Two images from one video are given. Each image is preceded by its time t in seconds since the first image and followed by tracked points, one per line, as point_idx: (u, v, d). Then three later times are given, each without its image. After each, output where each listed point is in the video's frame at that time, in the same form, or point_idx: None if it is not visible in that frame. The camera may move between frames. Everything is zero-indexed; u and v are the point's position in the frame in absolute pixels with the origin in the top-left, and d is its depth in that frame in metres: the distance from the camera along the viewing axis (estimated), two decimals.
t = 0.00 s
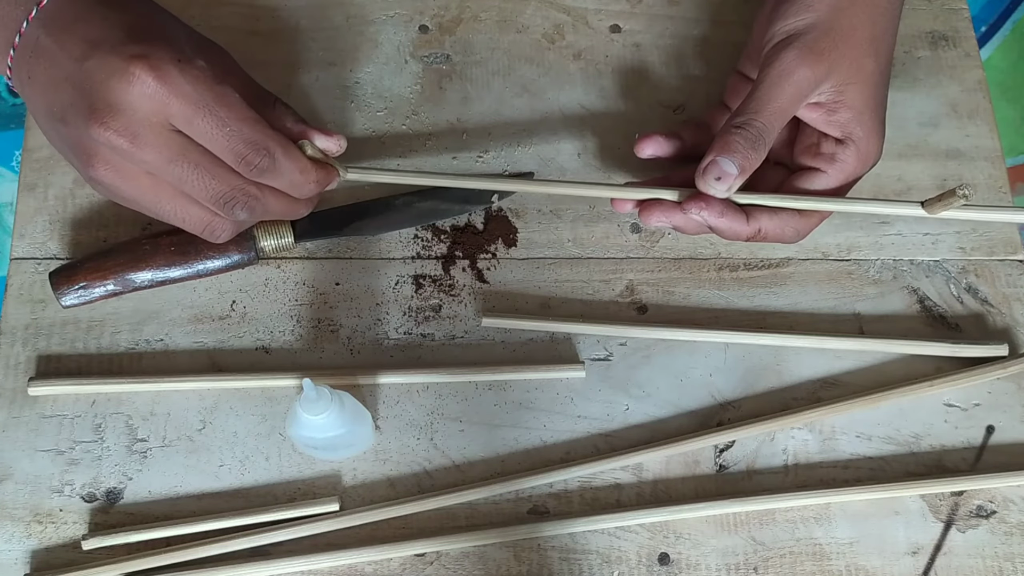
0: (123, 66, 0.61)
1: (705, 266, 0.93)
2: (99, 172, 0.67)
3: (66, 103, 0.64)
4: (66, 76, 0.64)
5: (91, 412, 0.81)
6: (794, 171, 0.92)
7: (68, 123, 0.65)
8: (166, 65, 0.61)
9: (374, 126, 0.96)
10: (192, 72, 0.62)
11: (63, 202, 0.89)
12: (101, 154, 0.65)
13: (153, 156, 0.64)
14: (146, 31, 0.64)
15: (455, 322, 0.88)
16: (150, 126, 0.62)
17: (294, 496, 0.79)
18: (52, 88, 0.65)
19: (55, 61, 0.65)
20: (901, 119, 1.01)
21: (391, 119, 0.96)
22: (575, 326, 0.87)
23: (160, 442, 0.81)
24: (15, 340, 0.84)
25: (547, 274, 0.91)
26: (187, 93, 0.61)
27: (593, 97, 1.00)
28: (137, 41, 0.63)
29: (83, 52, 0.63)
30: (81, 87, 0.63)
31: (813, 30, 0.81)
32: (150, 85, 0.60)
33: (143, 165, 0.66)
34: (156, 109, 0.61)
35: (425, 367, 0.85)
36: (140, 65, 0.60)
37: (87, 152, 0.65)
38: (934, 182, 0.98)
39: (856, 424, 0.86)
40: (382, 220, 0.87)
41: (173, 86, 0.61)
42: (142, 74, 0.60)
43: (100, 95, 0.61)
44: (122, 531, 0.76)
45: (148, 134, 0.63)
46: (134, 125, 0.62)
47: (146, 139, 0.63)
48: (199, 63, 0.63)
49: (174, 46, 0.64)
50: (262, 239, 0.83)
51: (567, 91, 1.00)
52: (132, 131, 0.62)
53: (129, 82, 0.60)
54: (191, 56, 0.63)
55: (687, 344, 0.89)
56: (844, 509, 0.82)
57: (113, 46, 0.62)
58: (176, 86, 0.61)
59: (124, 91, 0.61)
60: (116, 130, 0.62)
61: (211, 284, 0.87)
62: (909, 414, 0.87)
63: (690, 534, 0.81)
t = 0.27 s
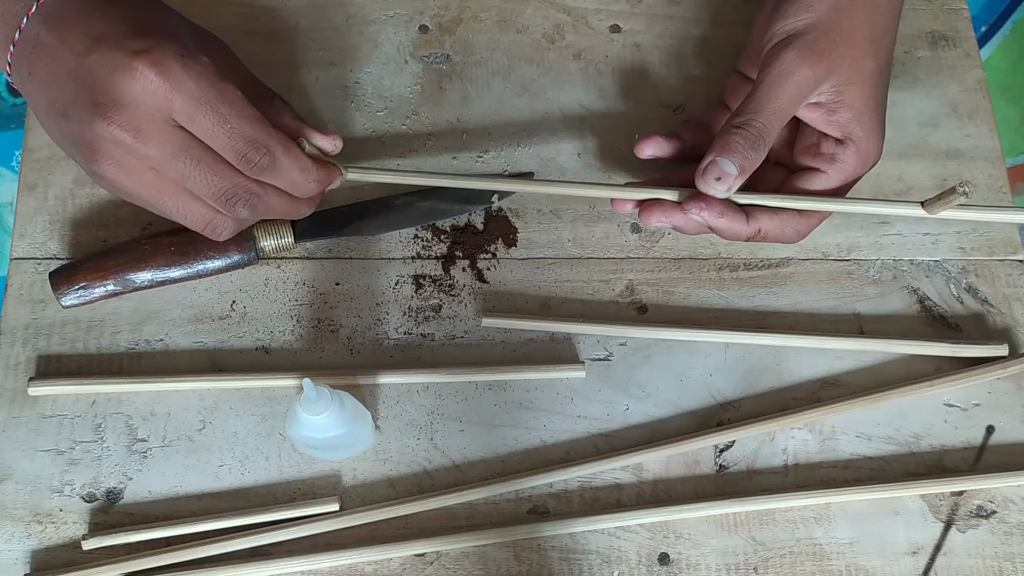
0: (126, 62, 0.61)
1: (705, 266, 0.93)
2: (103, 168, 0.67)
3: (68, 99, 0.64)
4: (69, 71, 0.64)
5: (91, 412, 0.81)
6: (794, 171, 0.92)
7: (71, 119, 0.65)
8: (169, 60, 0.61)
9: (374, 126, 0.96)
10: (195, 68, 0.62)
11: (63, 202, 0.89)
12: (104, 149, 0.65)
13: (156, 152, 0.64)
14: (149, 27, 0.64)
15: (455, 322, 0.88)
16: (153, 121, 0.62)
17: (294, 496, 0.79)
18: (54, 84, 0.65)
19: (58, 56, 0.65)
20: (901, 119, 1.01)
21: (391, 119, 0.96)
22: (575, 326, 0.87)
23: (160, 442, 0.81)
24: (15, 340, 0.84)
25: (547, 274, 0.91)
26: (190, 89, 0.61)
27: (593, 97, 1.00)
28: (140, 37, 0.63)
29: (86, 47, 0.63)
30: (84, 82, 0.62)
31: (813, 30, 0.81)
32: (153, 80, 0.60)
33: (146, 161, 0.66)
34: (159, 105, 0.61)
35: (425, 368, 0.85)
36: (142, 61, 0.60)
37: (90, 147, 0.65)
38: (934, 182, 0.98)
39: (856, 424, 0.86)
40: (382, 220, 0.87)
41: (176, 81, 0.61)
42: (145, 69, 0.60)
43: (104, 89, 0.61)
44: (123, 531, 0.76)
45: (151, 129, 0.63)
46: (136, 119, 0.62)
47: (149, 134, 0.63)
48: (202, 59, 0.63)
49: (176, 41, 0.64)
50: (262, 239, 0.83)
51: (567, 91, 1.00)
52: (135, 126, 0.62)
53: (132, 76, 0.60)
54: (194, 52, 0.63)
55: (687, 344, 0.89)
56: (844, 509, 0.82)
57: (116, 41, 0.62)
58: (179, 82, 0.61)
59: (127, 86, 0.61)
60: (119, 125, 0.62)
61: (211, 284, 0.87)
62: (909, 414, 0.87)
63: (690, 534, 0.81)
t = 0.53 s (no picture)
0: (129, 61, 0.61)
1: (705, 266, 0.93)
2: (105, 168, 0.67)
3: (71, 99, 0.64)
4: (71, 71, 0.64)
5: (91, 412, 0.81)
6: (794, 171, 0.92)
7: (74, 119, 0.65)
8: (171, 59, 0.61)
9: (374, 126, 0.96)
10: (197, 67, 0.62)
11: (63, 202, 0.89)
12: (107, 149, 0.65)
13: (158, 151, 0.64)
14: (151, 26, 0.64)
15: (455, 322, 0.88)
16: (155, 120, 0.62)
17: (294, 496, 0.79)
18: (56, 84, 0.65)
19: (59, 56, 0.65)
20: (901, 119, 1.01)
21: (391, 119, 0.96)
22: (575, 326, 0.87)
23: (160, 442, 0.81)
24: (15, 340, 0.84)
25: (547, 274, 0.91)
26: (192, 88, 0.61)
27: (593, 97, 1.00)
28: (142, 36, 0.63)
29: (88, 47, 0.63)
30: (86, 82, 0.63)
31: (813, 30, 0.81)
32: (156, 80, 0.60)
33: (149, 160, 0.66)
34: (162, 104, 0.62)
35: (425, 368, 0.85)
36: (144, 60, 0.60)
37: (92, 147, 0.65)
38: (934, 182, 0.98)
39: (856, 424, 0.86)
40: (382, 220, 0.87)
41: (178, 81, 0.61)
42: (147, 69, 0.60)
43: (106, 89, 0.62)
44: (122, 531, 0.76)
45: (154, 128, 0.63)
46: (139, 119, 0.62)
47: (151, 134, 0.63)
48: (204, 58, 0.63)
49: (177, 40, 0.64)
50: (263, 239, 0.83)
51: (567, 91, 1.00)
52: (137, 125, 0.62)
53: (134, 76, 0.60)
54: (195, 51, 0.63)
55: (687, 344, 0.89)
56: (844, 509, 0.82)
57: (118, 40, 0.62)
58: (181, 81, 0.61)
59: (130, 86, 0.61)
60: (122, 124, 0.62)
61: (211, 284, 0.87)
62: (909, 414, 0.87)
63: (690, 534, 0.81)
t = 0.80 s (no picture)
0: (123, 63, 0.61)
1: (705, 266, 0.93)
2: (103, 169, 0.67)
3: (67, 101, 0.64)
4: (66, 73, 0.64)
5: (91, 412, 0.81)
6: (793, 171, 0.93)
7: (71, 120, 0.65)
8: (165, 60, 0.61)
9: (374, 126, 0.96)
10: (191, 68, 0.62)
11: (63, 202, 0.90)
12: (104, 150, 0.65)
13: (155, 152, 0.64)
14: (146, 27, 0.64)
15: (455, 322, 0.88)
16: (151, 122, 0.62)
17: (294, 496, 0.79)
18: (53, 86, 0.65)
19: (56, 58, 0.65)
20: (901, 119, 1.01)
21: (391, 119, 0.96)
22: (575, 326, 0.87)
23: (160, 442, 0.81)
24: (15, 340, 0.84)
25: (547, 274, 0.91)
26: (186, 89, 0.61)
27: (593, 97, 1.00)
28: (136, 37, 0.63)
29: (84, 49, 0.63)
30: (82, 84, 0.63)
31: (812, 29, 0.81)
32: (150, 81, 0.60)
33: (146, 161, 0.66)
34: (156, 105, 0.61)
35: (424, 368, 0.85)
36: (138, 61, 0.60)
37: (90, 149, 0.66)
38: (934, 182, 0.98)
39: (856, 424, 0.86)
40: (382, 219, 0.87)
41: (172, 82, 0.61)
42: (142, 70, 0.60)
43: (102, 91, 0.62)
44: (123, 531, 0.76)
45: (149, 129, 0.63)
46: (135, 120, 0.62)
47: (147, 135, 0.63)
48: (198, 59, 0.63)
49: (172, 41, 0.64)
50: (263, 239, 0.83)
51: (567, 91, 1.00)
52: (133, 126, 0.62)
53: (129, 77, 0.60)
54: (190, 52, 0.63)
55: (687, 344, 0.89)
56: (844, 509, 0.82)
57: (113, 42, 0.62)
58: (175, 82, 0.61)
59: (125, 87, 0.61)
60: (118, 125, 0.62)
61: (211, 284, 0.87)
62: (909, 414, 0.87)
63: (690, 534, 0.81)
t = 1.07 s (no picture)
0: (125, 63, 0.61)
1: (705, 266, 0.93)
2: (105, 169, 0.67)
3: (68, 101, 0.64)
4: (67, 73, 0.64)
5: (91, 412, 0.81)
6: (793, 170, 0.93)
7: (73, 121, 0.65)
8: (166, 60, 0.61)
9: (374, 126, 0.96)
10: (192, 67, 0.61)
11: (63, 202, 0.89)
12: (106, 150, 0.65)
13: (156, 152, 0.64)
14: (146, 27, 0.64)
15: (455, 322, 0.88)
16: (152, 121, 0.62)
17: (294, 496, 0.79)
18: (54, 87, 0.65)
19: (56, 59, 0.65)
20: (901, 119, 1.01)
21: (391, 119, 0.96)
22: (575, 326, 0.87)
23: (160, 442, 0.81)
24: (15, 340, 0.84)
25: (547, 275, 0.91)
26: (187, 88, 0.61)
27: (593, 97, 1.00)
28: (137, 37, 0.62)
29: (85, 49, 0.63)
30: (83, 84, 0.63)
31: (812, 29, 0.81)
32: (151, 81, 0.60)
33: (148, 161, 0.66)
34: (158, 105, 0.61)
35: (424, 368, 0.85)
36: (139, 61, 0.60)
37: (92, 149, 0.66)
38: (934, 182, 0.98)
39: (856, 424, 0.86)
40: (382, 219, 0.87)
41: (173, 81, 0.61)
42: (143, 70, 0.60)
43: (103, 91, 0.62)
44: (123, 531, 0.76)
45: (151, 129, 0.63)
46: (136, 120, 0.62)
47: (149, 135, 0.63)
48: (199, 58, 0.63)
49: (173, 40, 0.64)
50: (263, 239, 0.83)
51: (567, 91, 1.00)
52: (135, 126, 0.62)
53: (130, 77, 0.60)
54: (191, 51, 0.63)
55: (687, 344, 0.89)
56: (844, 509, 0.82)
57: (113, 42, 0.62)
58: (176, 82, 0.61)
59: (127, 87, 0.61)
60: (120, 125, 0.62)
61: (211, 284, 0.87)
62: (909, 414, 0.87)
63: (690, 534, 0.81)
